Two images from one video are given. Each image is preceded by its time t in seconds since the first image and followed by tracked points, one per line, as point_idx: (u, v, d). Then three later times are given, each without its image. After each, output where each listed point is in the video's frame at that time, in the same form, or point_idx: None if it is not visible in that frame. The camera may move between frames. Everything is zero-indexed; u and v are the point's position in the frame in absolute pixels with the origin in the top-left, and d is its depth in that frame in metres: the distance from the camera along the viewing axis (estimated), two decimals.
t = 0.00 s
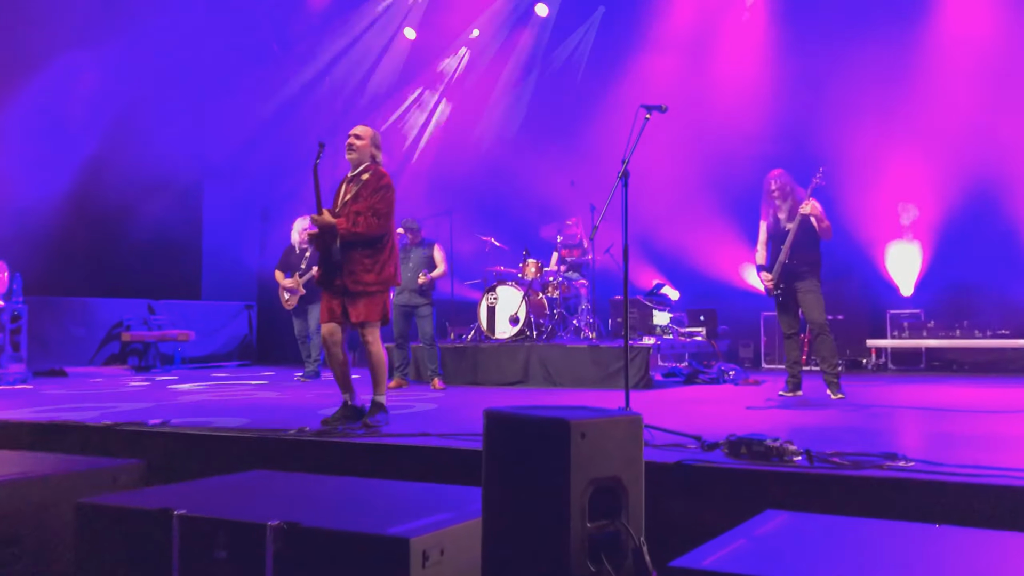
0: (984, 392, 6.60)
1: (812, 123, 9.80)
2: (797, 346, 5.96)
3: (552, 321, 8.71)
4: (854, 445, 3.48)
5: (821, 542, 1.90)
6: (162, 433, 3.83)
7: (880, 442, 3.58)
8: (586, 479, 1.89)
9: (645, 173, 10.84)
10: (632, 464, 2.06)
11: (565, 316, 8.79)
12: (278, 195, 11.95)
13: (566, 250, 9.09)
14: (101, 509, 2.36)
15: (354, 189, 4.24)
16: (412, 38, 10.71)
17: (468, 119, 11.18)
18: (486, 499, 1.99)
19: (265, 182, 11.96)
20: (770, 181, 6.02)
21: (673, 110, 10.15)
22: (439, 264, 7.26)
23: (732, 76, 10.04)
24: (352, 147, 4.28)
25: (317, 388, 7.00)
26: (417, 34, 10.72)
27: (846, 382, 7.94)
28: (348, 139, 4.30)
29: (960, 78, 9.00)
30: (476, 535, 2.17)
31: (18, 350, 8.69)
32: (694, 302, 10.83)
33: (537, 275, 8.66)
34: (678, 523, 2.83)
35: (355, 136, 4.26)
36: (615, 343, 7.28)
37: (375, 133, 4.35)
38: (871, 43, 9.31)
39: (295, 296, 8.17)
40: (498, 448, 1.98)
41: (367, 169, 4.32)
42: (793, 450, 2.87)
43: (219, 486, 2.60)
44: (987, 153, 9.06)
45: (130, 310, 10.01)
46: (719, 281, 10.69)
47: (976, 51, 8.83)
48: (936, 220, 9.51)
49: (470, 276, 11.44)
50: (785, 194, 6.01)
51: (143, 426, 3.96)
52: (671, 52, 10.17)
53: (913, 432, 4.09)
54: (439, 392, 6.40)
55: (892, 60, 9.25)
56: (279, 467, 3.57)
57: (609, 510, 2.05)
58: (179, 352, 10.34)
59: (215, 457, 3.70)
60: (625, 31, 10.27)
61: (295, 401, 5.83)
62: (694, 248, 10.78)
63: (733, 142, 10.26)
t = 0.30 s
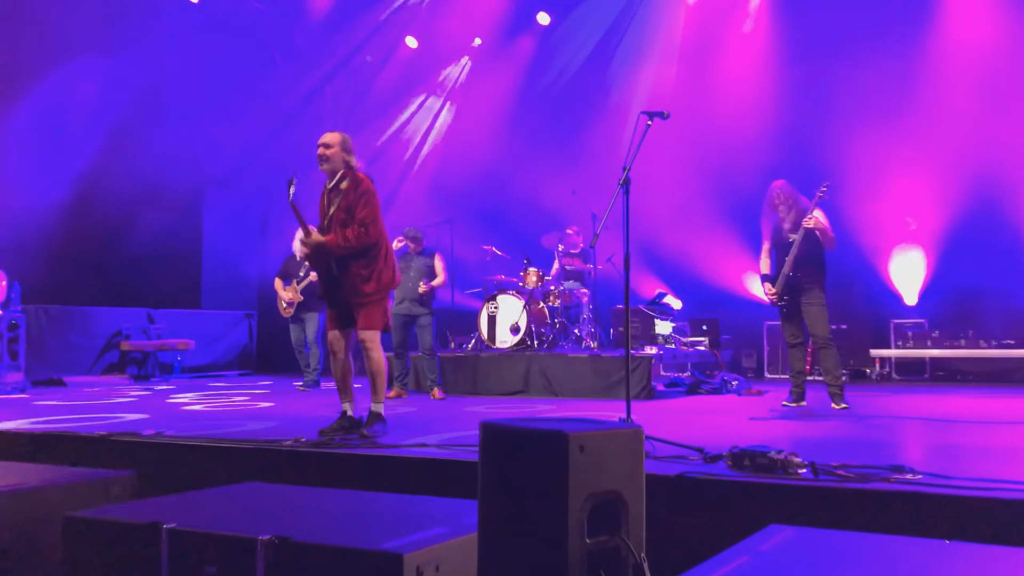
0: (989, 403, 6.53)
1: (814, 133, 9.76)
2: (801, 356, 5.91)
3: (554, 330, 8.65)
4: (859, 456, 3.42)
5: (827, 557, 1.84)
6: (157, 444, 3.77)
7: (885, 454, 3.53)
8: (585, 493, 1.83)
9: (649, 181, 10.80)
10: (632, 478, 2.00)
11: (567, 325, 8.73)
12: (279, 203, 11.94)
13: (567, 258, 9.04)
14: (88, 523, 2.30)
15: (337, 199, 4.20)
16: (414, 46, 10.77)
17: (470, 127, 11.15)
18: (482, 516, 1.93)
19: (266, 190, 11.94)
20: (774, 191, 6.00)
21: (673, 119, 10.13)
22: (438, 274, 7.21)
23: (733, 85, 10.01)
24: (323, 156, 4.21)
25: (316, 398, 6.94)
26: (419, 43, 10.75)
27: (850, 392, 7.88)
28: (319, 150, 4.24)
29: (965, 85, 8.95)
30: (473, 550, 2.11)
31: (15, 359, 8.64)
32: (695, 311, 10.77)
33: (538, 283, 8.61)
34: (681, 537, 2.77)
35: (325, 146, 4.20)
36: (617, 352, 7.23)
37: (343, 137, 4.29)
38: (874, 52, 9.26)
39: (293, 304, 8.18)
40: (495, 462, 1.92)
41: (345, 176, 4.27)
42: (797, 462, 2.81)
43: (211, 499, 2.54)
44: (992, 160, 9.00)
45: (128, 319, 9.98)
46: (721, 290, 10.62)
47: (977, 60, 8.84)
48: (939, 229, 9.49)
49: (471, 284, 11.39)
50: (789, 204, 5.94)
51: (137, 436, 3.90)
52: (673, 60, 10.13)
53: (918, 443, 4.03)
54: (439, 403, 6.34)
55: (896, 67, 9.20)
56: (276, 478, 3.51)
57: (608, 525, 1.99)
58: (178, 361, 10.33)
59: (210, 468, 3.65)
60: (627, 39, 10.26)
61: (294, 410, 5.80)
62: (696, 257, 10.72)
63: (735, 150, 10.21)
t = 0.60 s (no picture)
0: (996, 412, 6.47)
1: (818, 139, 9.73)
2: (805, 363, 5.85)
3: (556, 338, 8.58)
4: (865, 467, 3.36)
5: (836, 571, 1.78)
6: (152, 452, 3.73)
7: (891, 464, 3.47)
8: (586, 507, 1.77)
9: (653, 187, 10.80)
10: (634, 491, 1.94)
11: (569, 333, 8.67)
12: (282, 210, 11.92)
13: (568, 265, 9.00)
14: (78, 535, 2.24)
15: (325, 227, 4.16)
16: (416, 52, 10.52)
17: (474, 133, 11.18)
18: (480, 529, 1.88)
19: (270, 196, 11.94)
20: (780, 196, 5.94)
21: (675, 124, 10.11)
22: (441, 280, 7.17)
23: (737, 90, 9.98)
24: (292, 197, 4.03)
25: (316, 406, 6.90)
26: (422, 50, 10.51)
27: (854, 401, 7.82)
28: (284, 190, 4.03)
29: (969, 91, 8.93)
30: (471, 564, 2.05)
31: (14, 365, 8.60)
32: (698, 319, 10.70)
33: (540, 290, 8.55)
34: (684, 550, 2.71)
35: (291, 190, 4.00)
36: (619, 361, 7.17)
37: (301, 164, 4.06)
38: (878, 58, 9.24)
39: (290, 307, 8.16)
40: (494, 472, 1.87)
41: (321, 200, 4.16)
42: (803, 473, 2.75)
43: (205, 510, 2.50)
44: (997, 166, 8.95)
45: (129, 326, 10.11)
46: (725, 297, 10.56)
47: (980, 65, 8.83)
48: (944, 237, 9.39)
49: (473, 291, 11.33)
50: (794, 209, 5.88)
51: (133, 444, 3.86)
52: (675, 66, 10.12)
53: (924, 453, 3.97)
54: (440, 411, 6.30)
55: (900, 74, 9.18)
56: (273, 487, 3.46)
57: (610, 540, 1.93)
58: (179, 367, 10.38)
59: (206, 477, 3.60)
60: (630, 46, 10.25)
61: (293, 418, 5.75)
62: (700, 265, 10.66)
63: (738, 157, 10.18)
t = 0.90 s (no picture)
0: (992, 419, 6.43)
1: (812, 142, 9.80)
2: (801, 369, 5.81)
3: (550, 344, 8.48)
4: (863, 474, 3.33)
5: None
6: (139, 459, 3.68)
7: (889, 471, 3.44)
8: (580, 518, 1.73)
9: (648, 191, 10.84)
10: (629, 502, 1.89)
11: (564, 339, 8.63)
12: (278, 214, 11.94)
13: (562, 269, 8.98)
14: (59, 545, 2.19)
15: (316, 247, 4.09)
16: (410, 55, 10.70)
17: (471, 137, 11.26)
18: (471, 540, 1.83)
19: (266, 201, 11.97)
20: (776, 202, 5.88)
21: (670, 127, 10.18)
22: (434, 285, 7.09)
23: (732, 97, 10.02)
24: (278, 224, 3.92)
25: (308, 412, 6.86)
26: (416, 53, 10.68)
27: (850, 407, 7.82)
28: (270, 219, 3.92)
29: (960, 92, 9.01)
30: None
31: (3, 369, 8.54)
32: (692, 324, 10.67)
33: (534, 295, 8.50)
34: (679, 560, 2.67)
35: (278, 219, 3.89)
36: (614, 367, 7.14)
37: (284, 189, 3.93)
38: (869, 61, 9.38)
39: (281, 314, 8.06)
40: (486, 482, 1.83)
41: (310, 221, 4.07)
42: (801, 481, 2.70)
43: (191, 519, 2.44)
44: (990, 167, 8.94)
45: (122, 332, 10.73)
46: (719, 303, 10.52)
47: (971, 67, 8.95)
48: (938, 240, 9.28)
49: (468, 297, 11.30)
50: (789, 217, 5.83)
51: (120, 451, 3.81)
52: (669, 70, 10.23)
53: (922, 460, 3.94)
54: (434, 417, 6.26)
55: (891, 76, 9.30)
56: (261, 494, 3.41)
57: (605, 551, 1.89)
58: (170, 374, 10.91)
59: (193, 484, 3.55)
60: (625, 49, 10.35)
61: (285, 425, 5.70)
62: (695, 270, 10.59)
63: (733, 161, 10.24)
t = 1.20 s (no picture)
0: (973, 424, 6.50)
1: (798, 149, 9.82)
2: (788, 377, 5.83)
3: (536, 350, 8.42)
4: (848, 480, 3.35)
5: None
6: (124, 470, 3.63)
7: (874, 477, 3.46)
8: (570, 528, 1.71)
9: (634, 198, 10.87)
10: (620, 512, 1.88)
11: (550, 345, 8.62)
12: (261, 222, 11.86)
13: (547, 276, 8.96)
14: (39, 558, 2.14)
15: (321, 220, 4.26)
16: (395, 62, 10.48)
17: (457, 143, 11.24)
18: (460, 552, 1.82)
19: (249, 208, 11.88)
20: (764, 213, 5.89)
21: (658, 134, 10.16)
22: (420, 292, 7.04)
23: (719, 105, 10.04)
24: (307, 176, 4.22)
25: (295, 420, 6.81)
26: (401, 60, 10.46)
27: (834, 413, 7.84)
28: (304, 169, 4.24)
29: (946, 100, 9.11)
30: None
31: None
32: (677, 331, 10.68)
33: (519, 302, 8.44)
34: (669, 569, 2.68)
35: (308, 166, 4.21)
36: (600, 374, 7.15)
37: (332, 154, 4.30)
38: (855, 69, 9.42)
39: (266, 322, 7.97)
40: (475, 493, 1.81)
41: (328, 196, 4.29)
42: (789, 489, 2.73)
43: (176, 531, 2.41)
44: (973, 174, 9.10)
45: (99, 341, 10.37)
46: (703, 309, 10.52)
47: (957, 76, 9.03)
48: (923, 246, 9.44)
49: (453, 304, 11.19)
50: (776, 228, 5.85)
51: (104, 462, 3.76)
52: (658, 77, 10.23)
53: (905, 466, 3.97)
54: (420, 425, 6.24)
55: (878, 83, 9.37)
56: (250, 505, 3.39)
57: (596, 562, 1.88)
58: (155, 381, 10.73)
59: (180, 495, 3.52)
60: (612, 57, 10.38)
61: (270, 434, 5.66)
62: (680, 276, 10.61)
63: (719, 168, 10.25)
